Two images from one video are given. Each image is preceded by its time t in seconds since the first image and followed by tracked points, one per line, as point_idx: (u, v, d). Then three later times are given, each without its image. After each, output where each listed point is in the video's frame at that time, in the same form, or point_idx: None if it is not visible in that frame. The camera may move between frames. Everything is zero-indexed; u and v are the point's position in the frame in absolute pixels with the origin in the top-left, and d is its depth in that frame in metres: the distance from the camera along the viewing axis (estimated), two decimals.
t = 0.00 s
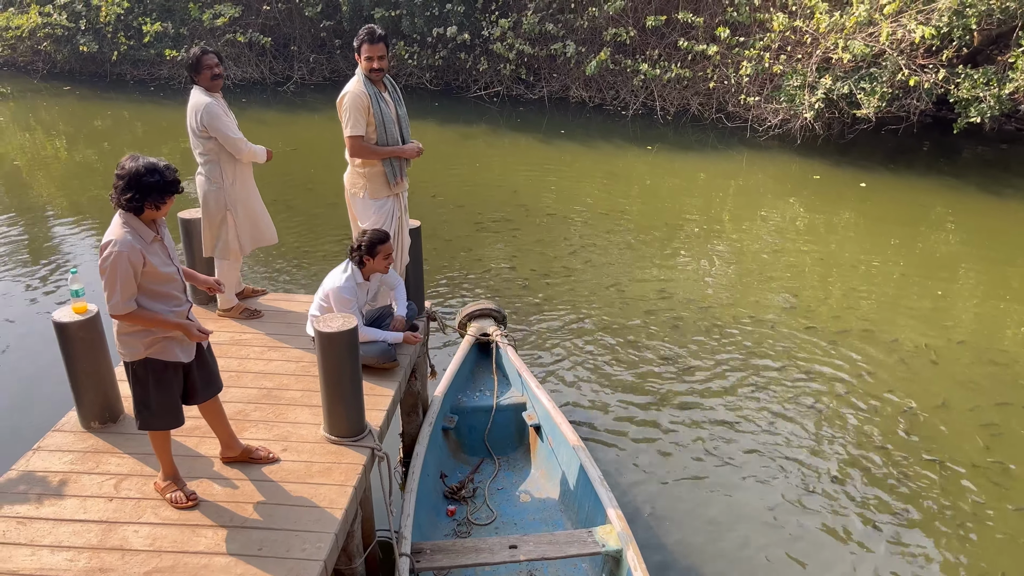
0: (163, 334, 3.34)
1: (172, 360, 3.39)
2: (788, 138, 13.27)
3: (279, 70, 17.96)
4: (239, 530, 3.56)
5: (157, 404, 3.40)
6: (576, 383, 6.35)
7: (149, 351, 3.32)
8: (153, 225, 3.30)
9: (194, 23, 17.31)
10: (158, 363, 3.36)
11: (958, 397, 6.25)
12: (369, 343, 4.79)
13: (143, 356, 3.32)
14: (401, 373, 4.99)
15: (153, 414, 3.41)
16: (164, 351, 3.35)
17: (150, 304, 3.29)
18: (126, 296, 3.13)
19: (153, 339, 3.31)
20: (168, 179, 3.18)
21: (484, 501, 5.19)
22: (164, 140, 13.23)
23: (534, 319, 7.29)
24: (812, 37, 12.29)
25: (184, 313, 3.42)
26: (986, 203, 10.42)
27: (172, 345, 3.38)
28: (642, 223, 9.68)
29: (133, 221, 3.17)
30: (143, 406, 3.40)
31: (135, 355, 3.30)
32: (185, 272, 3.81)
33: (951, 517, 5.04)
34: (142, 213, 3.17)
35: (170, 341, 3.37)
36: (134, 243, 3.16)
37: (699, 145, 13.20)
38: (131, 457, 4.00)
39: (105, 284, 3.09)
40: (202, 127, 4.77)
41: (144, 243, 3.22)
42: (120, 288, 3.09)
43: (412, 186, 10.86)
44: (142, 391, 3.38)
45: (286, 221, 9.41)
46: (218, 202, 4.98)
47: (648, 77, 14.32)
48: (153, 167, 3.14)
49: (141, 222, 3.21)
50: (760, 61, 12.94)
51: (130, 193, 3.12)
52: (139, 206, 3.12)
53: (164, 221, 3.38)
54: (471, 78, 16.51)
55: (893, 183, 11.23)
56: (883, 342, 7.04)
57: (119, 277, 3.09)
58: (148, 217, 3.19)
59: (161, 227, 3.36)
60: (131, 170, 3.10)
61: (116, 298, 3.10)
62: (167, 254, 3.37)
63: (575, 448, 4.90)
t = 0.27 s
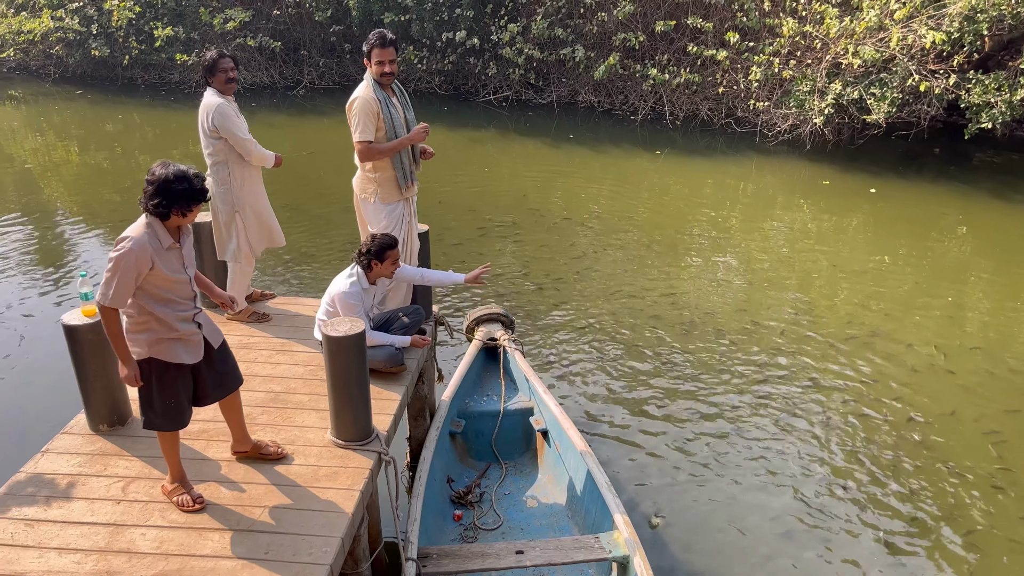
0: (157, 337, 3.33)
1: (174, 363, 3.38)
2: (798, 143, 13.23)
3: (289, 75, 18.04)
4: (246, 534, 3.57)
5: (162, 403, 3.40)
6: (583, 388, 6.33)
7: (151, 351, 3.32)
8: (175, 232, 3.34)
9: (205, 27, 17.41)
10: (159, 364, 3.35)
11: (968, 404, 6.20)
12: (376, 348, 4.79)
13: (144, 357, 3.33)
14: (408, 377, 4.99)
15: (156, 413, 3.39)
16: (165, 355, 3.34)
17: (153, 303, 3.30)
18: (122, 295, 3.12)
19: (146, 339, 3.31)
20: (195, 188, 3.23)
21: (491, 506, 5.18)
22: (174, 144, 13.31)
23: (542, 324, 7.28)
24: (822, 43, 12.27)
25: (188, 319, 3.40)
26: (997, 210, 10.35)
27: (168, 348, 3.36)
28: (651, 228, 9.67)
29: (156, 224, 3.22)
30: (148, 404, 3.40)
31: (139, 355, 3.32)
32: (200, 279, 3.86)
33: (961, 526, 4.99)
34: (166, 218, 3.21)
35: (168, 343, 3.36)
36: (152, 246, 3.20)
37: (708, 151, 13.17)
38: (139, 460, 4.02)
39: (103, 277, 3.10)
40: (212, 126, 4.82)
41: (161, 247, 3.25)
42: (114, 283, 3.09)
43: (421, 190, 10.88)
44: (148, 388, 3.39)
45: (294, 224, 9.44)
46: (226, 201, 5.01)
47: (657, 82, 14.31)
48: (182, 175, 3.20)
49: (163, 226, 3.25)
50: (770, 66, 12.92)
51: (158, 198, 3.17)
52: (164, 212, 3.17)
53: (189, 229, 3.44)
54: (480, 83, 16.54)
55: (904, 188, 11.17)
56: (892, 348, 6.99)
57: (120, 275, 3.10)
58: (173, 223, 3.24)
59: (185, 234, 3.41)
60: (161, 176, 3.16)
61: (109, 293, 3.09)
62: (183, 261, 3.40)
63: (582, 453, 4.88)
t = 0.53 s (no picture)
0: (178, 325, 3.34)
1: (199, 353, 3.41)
2: (805, 144, 13.20)
3: (296, 76, 18.11)
4: (251, 532, 3.57)
5: (182, 393, 3.42)
6: (589, 390, 6.33)
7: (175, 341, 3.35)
8: (225, 230, 3.40)
9: (214, 29, 17.49)
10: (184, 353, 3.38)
11: (976, 408, 6.16)
12: (382, 348, 4.81)
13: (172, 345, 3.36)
14: (414, 377, 4.99)
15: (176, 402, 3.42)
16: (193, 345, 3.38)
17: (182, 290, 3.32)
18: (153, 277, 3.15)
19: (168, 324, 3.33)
20: (250, 189, 3.30)
21: (496, 507, 5.18)
22: (182, 145, 13.37)
23: (548, 326, 7.27)
24: (830, 44, 12.26)
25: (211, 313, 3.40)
26: (1006, 212, 10.30)
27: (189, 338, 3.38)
28: (657, 229, 9.66)
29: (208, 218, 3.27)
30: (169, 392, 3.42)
31: (169, 342, 3.36)
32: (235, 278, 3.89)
33: (969, 530, 4.95)
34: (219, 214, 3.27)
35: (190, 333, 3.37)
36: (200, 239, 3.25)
37: (715, 152, 13.16)
38: (145, 459, 4.03)
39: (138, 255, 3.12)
40: (222, 125, 4.85)
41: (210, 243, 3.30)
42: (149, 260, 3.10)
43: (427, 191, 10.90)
44: (169, 376, 3.42)
45: (301, 225, 9.47)
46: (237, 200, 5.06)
47: (664, 84, 14.30)
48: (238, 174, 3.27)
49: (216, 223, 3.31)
50: (777, 67, 12.91)
51: (213, 196, 3.24)
52: (219, 208, 3.24)
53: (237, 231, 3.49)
54: (487, 84, 16.57)
55: (911, 191, 11.13)
56: (900, 351, 6.96)
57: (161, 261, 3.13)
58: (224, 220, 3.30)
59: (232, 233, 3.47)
60: (217, 176, 3.23)
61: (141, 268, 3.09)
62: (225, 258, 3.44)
63: (587, 454, 4.87)
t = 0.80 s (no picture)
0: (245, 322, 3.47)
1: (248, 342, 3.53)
2: (812, 143, 13.17)
3: (303, 74, 18.14)
4: (257, 528, 3.59)
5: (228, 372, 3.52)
6: (594, 388, 6.32)
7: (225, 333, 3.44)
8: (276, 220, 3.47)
9: (220, 27, 17.52)
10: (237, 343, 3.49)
11: (983, 409, 6.14)
12: (388, 345, 4.81)
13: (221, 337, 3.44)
14: (419, 375, 5.00)
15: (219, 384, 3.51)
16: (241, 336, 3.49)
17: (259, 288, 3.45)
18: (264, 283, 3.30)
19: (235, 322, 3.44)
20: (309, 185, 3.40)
21: (501, 504, 5.18)
22: (189, 143, 13.41)
23: (553, 324, 7.27)
24: (837, 43, 12.22)
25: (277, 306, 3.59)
26: (1014, 212, 10.25)
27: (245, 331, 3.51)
28: (663, 228, 9.64)
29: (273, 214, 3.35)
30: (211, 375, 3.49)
31: (213, 334, 3.43)
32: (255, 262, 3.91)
33: (975, 531, 4.94)
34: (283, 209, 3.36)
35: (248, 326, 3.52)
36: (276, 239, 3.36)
37: (721, 151, 13.13)
38: (151, 455, 4.05)
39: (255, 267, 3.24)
40: (236, 124, 4.87)
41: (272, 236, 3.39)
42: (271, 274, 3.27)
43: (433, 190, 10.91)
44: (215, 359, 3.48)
45: (307, 222, 9.49)
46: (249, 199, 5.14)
47: (670, 82, 14.28)
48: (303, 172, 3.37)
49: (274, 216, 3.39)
50: (784, 66, 12.88)
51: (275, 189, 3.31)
52: (280, 202, 3.32)
53: (286, 217, 3.58)
54: (493, 83, 16.58)
55: (919, 190, 11.08)
56: (906, 351, 6.93)
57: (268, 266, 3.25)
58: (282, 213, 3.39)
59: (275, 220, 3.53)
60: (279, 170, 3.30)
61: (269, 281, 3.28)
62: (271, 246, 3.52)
63: (592, 453, 4.87)
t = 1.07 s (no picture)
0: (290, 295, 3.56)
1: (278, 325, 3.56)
2: (818, 141, 13.14)
3: (309, 71, 18.17)
4: (262, 522, 3.59)
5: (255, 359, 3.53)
6: (598, 386, 6.31)
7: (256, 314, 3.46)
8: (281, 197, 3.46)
9: (227, 23, 17.56)
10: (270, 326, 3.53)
11: (989, 408, 6.12)
12: (394, 340, 4.81)
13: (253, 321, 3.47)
14: (424, 371, 5.00)
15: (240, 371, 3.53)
16: (274, 318, 3.52)
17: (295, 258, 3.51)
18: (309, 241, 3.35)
19: (281, 299, 3.51)
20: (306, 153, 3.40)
21: (505, 501, 5.18)
22: (195, 139, 13.45)
23: (559, 321, 7.26)
24: (844, 40, 12.18)
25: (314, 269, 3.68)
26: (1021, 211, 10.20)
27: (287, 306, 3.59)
28: (669, 226, 9.64)
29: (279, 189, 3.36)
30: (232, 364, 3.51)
31: (243, 319, 3.45)
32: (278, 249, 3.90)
33: (980, 530, 4.92)
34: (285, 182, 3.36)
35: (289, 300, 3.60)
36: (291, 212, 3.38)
37: (727, 148, 13.11)
38: (157, 449, 4.06)
39: (306, 229, 3.31)
40: (248, 120, 4.88)
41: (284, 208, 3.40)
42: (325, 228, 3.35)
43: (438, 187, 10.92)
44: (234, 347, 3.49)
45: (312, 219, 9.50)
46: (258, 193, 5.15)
47: (676, 80, 14.25)
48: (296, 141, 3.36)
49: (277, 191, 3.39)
50: (790, 63, 12.85)
51: (267, 165, 3.30)
52: (275, 176, 3.31)
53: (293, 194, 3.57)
54: (499, 79, 16.58)
55: (926, 188, 11.05)
56: (912, 350, 6.91)
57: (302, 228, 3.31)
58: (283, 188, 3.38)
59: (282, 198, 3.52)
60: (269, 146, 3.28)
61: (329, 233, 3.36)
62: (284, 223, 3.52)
63: (596, 449, 4.87)
